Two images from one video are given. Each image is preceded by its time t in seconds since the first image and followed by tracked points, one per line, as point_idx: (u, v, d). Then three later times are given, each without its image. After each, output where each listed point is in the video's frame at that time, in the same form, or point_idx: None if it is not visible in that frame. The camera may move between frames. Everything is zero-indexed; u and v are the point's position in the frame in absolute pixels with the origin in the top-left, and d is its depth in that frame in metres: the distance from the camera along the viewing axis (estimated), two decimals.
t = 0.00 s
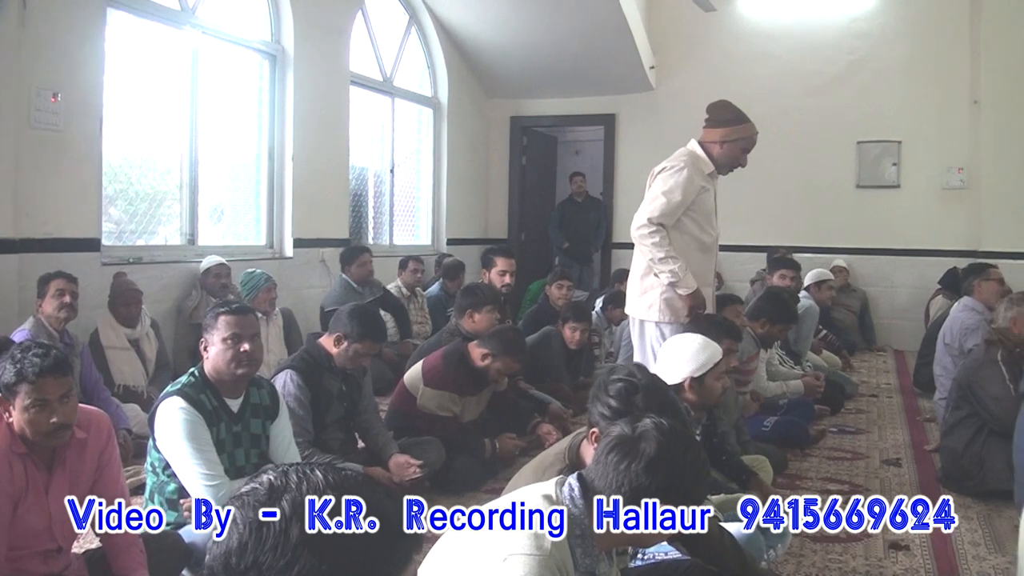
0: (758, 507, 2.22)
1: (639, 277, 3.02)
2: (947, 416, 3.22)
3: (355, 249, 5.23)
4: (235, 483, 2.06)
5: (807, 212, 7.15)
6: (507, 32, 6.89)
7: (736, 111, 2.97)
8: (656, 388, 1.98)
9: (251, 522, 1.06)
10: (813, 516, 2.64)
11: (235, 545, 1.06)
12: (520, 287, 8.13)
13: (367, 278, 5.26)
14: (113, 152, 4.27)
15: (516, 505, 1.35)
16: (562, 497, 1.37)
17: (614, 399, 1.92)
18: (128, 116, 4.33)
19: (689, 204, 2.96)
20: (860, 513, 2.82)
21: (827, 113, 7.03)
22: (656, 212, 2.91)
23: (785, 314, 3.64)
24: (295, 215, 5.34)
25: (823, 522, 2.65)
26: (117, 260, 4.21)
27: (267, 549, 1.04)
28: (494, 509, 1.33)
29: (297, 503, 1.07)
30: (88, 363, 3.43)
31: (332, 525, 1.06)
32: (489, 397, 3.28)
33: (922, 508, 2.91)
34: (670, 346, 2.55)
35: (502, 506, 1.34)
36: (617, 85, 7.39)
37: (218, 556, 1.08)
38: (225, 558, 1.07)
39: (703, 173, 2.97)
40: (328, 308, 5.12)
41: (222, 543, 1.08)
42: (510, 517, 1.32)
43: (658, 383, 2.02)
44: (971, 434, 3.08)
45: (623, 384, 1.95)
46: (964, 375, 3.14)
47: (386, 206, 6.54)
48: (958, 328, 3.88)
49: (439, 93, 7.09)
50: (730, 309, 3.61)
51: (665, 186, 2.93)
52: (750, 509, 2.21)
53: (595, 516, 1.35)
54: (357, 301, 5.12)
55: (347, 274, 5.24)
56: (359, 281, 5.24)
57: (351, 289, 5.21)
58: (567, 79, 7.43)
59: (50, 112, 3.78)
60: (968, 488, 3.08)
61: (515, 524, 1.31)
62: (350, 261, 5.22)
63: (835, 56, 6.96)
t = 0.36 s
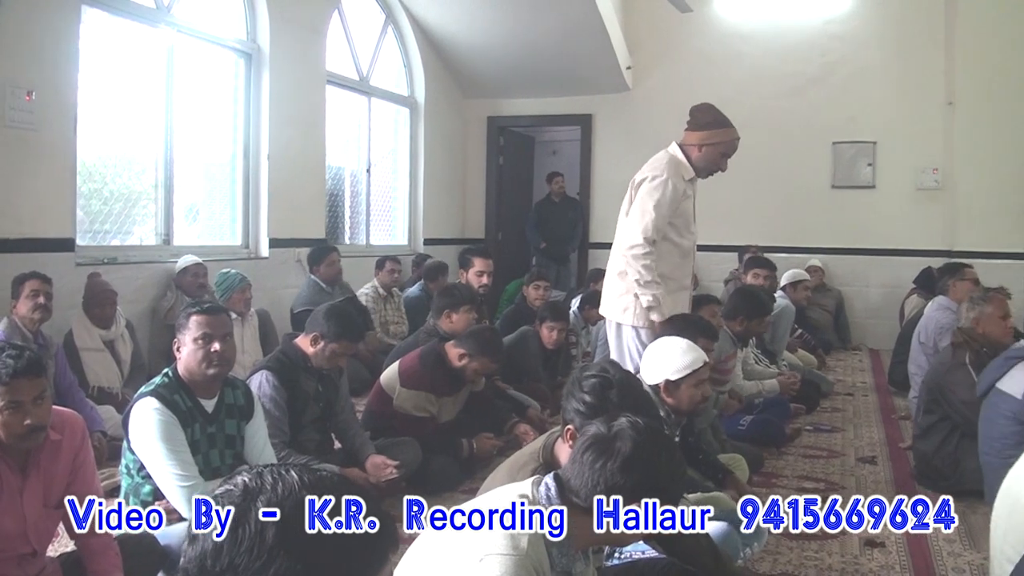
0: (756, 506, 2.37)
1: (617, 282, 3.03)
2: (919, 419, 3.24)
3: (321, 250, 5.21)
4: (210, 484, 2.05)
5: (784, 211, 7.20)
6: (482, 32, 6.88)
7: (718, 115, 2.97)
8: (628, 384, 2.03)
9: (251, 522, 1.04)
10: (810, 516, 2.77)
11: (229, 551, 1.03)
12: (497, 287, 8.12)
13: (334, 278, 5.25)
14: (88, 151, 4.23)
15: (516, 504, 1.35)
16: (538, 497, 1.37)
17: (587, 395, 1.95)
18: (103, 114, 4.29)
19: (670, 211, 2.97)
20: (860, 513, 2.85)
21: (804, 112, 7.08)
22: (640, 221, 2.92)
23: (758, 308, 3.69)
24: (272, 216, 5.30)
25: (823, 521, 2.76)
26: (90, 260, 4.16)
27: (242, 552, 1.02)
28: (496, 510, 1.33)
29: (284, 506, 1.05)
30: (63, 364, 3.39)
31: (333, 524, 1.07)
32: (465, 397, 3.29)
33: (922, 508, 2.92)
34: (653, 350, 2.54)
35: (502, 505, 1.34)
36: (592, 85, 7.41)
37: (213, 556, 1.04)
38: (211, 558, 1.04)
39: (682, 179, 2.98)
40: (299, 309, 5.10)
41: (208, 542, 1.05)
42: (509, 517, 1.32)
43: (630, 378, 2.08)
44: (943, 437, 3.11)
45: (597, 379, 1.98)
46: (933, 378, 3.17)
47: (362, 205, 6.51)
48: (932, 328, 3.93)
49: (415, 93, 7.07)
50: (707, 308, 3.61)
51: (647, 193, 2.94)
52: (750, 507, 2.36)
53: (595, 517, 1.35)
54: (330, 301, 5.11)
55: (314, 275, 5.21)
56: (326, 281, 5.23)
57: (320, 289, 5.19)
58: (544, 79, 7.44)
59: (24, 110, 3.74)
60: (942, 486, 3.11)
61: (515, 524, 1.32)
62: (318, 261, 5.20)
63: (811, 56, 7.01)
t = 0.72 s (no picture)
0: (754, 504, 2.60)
1: (605, 281, 3.09)
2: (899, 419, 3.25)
3: (307, 249, 5.18)
4: (190, 487, 2.04)
5: (764, 211, 7.24)
6: (462, 32, 6.88)
7: (723, 132, 2.94)
8: (613, 383, 2.04)
9: (252, 520, 1.04)
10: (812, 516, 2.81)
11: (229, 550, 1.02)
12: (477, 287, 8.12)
13: (320, 279, 5.21)
14: (66, 150, 4.19)
15: (517, 504, 1.36)
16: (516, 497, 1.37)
17: (574, 391, 1.93)
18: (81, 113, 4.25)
19: (666, 222, 2.98)
20: (861, 513, 2.86)
21: (783, 112, 7.12)
22: (638, 232, 2.93)
23: (732, 299, 3.69)
24: (250, 216, 5.26)
25: (823, 521, 2.80)
26: (68, 260, 4.12)
27: (218, 554, 1.02)
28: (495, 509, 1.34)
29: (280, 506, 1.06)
30: (40, 366, 3.35)
31: (333, 524, 1.09)
32: (446, 397, 3.28)
33: (922, 508, 2.93)
34: (637, 352, 2.55)
35: (505, 505, 1.35)
36: (572, 86, 7.43)
37: (212, 557, 1.02)
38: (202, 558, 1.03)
39: (681, 191, 2.98)
40: (282, 307, 5.07)
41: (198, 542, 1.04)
42: (510, 517, 1.34)
43: (615, 376, 2.10)
44: (923, 438, 3.13)
45: (584, 375, 1.98)
46: (916, 379, 3.16)
47: (342, 204, 6.48)
48: (909, 328, 3.96)
49: (395, 93, 7.06)
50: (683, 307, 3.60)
51: (647, 204, 2.94)
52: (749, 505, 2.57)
53: (595, 516, 1.33)
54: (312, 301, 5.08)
55: (300, 274, 5.18)
56: (310, 281, 5.20)
57: (303, 289, 5.17)
58: (524, 79, 7.44)
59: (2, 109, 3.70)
60: (921, 485, 3.14)
61: (515, 524, 1.34)
62: (304, 260, 5.17)
63: (791, 57, 7.05)
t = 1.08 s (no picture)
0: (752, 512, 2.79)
1: (598, 279, 3.19)
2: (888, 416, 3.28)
3: (308, 250, 5.11)
4: (171, 487, 2.02)
5: (748, 210, 7.27)
6: (445, 32, 6.87)
7: (722, 137, 3.02)
8: (600, 381, 2.00)
9: (252, 520, 1.05)
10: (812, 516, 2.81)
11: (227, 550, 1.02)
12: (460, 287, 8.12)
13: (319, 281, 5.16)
14: (46, 149, 4.15)
15: (517, 503, 1.35)
16: (499, 497, 1.37)
17: (561, 389, 1.93)
18: (61, 112, 4.21)
19: (667, 222, 3.05)
20: (861, 513, 2.85)
21: (766, 113, 7.15)
22: (643, 233, 3.00)
23: (707, 295, 3.72)
24: (232, 215, 5.23)
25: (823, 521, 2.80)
26: (49, 260, 4.09)
27: (193, 558, 1.03)
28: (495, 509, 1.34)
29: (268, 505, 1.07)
30: (20, 367, 3.32)
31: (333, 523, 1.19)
32: (429, 397, 3.28)
33: (923, 508, 2.90)
34: (610, 349, 2.56)
35: (505, 504, 1.35)
36: (554, 86, 7.44)
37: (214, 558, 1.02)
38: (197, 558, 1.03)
39: (680, 193, 3.04)
40: (272, 306, 5.06)
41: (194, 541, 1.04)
42: (510, 517, 1.34)
43: (602, 375, 2.06)
44: (911, 435, 3.14)
45: (570, 374, 1.97)
46: (910, 375, 3.22)
47: (324, 204, 6.46)
48: (891, 328, 3.99)
49: (377, 92, 7.04)
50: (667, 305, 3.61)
51: (650, 206, 3.01)
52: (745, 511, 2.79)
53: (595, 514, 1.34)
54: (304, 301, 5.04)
55: (295, 274, 5.15)
56: (308, 281, 5.15)
57: (298, 289, 5.13)
58: (507, 79, 7.44)
59: None
60: (905, 483, 3.15)
61: (515, 524, 1.34)
62: (299, 261, 5.12)
63: (772, 58, 7.09)
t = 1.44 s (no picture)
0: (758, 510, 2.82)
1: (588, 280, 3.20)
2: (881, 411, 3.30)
3: (293, 250, 5.15)
4: (155, 488, 2.01)
5: (734, 211, 7.29)
6: (430, 32, 6.86)
7: (710, 138, 3.07)
8: (589, 382, 2.00)
9: (250, 521, 1.07)
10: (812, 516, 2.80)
11: (232, 549, 1.04)
12: (445, 287, 8.10)
13: (302, 280, 5.22)
14: (31, 149, 4.13)
15: (517, 503, 1.35)
16: (484, 497, 1.37)
17: (550, 390, 1.92)
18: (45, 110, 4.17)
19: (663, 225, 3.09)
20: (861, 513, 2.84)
21: (751, 114, 7.17)
22: (647, 237, 3.04)
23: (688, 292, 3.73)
24: (217, 215, 5.21)
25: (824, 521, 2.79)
26: (32, 261, 4.05)
27: (172, 561, 1.07)
28: (495, 509, 1.34)
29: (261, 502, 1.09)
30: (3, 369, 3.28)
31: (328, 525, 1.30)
32: (414, 397, 3.27)
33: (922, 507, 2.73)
34: (588, 348, 2.56)
35: (503, 502, 1.35)
36: (539, 85, 7.43)
37: (222, 557, 1.05)
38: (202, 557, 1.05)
39: (674, 195, 3.08)
40: (259, 306, 5.09)
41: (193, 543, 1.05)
42: (510, 517, 1.34)
43: (591, 376, 2.04)
44: (901, 434, 3.15)
45: (559, 374, 1.96)
46: (908, 372, 3.19)
47: (309, 203, 6.44)
48: (874, 328, 4.01)
49: (363, 91, 7.02)
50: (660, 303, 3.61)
51: (648, 210, 3.04)
52: (751, 510, 2.84)
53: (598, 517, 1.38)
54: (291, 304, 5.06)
55: (282, 275, 5.16)
56: (294, 282, 5.18)
57: (287, 289, 5.15)
58: (492, 79, 7.44)
59: None
60: (889, 482, 3.17)
61: (515, 524, 1.34)
62: (289, 261, 5.14)
63: (757, 58, 7.11)
